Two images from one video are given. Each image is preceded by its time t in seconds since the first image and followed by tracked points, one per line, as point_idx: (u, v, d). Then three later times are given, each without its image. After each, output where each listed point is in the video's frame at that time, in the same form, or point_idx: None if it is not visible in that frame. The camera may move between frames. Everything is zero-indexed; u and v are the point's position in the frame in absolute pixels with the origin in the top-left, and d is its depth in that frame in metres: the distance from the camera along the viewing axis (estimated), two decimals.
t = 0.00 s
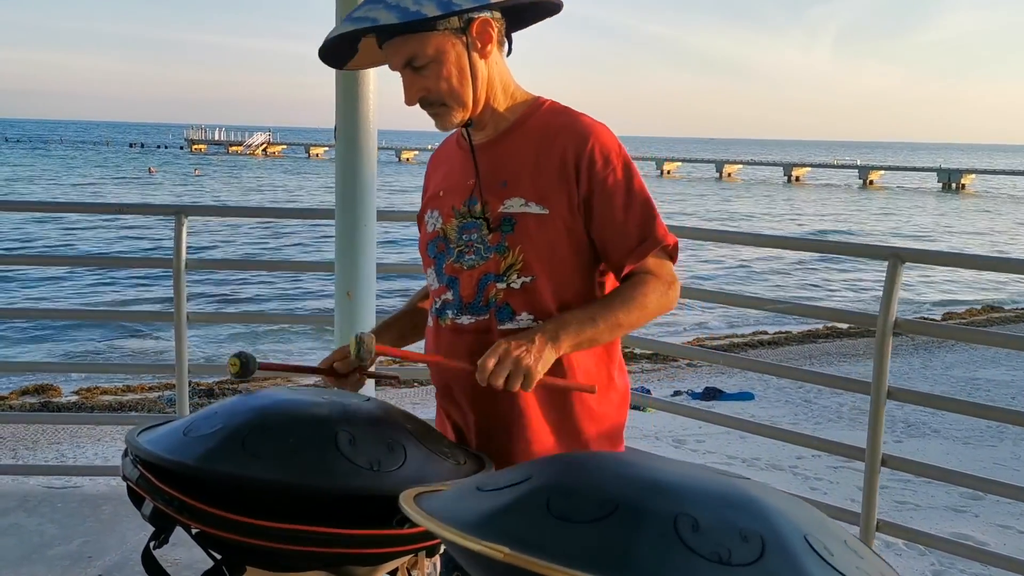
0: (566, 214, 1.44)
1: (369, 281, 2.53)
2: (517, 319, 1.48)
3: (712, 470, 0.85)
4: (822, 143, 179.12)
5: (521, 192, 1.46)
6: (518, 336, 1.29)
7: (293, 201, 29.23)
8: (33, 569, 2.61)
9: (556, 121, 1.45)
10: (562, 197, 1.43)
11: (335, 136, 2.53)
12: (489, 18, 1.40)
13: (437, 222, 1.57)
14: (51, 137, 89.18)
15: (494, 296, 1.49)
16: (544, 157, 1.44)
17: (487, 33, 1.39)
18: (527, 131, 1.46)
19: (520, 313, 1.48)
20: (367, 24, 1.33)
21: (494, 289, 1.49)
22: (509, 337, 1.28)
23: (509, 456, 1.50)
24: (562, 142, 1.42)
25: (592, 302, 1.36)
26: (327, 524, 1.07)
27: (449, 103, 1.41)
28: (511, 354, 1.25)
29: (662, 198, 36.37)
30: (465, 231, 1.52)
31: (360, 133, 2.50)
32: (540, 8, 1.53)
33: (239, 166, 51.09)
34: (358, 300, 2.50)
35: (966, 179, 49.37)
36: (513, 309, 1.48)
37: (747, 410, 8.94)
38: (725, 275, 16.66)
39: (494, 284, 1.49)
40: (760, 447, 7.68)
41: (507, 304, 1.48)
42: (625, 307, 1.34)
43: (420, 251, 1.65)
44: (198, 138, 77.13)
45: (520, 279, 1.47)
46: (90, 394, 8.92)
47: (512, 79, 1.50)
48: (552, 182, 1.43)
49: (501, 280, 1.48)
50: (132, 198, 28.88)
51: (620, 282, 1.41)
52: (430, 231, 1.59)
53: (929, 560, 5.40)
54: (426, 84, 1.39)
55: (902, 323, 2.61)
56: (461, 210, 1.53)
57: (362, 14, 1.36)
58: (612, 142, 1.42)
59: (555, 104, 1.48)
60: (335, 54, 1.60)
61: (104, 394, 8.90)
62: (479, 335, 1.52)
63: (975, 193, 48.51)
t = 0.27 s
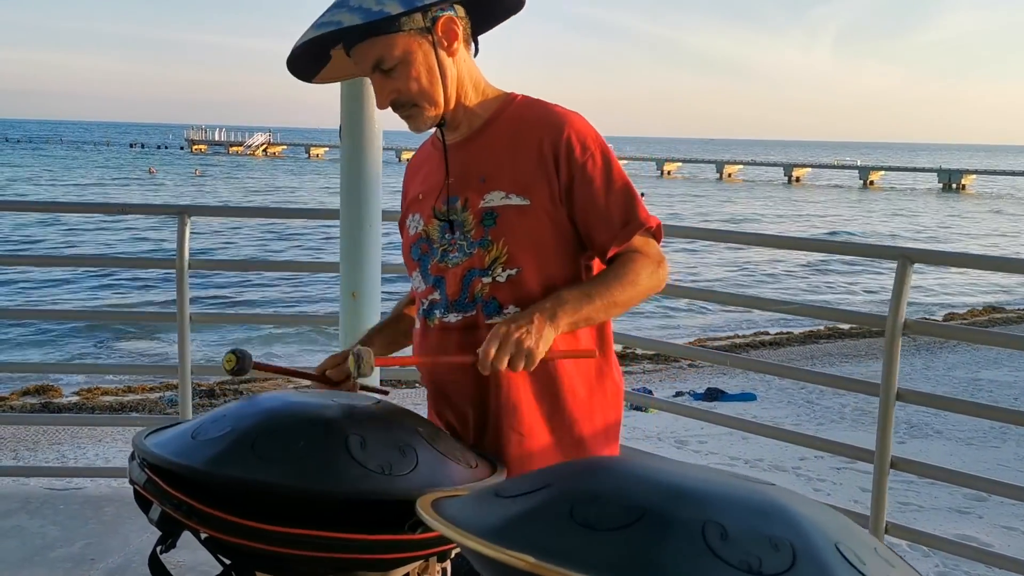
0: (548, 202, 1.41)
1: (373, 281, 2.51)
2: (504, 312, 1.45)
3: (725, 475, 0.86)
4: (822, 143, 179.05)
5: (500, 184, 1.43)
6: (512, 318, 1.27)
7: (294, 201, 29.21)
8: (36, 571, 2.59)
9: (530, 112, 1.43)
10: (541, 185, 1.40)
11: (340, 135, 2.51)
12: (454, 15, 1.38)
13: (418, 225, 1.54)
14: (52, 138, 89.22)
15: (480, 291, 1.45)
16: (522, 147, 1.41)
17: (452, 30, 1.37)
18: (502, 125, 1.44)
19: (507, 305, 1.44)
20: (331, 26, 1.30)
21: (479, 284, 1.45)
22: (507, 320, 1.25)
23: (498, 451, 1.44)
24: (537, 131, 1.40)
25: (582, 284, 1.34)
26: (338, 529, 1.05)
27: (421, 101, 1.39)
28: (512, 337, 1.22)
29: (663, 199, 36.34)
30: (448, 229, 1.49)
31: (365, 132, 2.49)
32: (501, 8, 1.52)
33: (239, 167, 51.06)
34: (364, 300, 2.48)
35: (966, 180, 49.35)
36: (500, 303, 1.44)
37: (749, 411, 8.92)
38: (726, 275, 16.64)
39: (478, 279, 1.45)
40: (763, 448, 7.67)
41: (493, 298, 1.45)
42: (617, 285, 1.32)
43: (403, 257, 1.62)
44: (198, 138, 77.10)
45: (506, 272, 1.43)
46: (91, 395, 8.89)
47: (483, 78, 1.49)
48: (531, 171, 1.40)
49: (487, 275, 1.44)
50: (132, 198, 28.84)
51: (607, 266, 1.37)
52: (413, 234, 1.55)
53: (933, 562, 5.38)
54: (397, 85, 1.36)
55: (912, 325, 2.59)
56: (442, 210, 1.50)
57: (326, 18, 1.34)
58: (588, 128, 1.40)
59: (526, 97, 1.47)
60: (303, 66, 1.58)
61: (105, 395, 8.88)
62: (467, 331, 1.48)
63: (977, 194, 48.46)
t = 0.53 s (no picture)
0: (540, 195, 1.40)
1: (379, 280, 2.51)
2: (501, 307, 1.43)
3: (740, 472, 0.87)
4: (823, 143, 179.04)
5: (491, 179, 1.41)
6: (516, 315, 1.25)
7: (295, 202, 29.20)
8: (40, 573, 2.58)
9: (517, 106, 1.42)
10: (533, 178, 1.39)
11: (346, 134, 2.50)
12: (434, 14, 1.35)
13: (410, 226, 1.51)
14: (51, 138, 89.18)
15: (476, 288, 1.43)
16: (510, 141, 1.40)
17: (433, 28, 1.34)
18: (490, 120, 1.42)
19: (504, 300, 1.42)
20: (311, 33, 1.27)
21: (475, 280, 1.43)
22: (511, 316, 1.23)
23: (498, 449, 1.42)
24: (526, 124, 1.39)
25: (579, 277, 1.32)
26: (353, 531, 1.03)
27: (407, 101, 1.37)
28: (518, 332, 1.20)
29: (664, 199, 36.32)
30: (440, 228, 1.46)
31: (370, 132, 2.47)
32: (479, 5, 1.50)
33: (240, 167, 51.06)
34: (369, 300, 2.48)
35: (967, 180, 49.33)
36: (496, 298, 1.42)
37: (752, 410, 8.91)
38: (727, 275, 16.63)
39: (474, 276, 1.43)
40: (766, 448, 7.65)
41: (490, 294, 1.43)
42: (615, 273, 1.31)
43: (394, 258, 1.59)
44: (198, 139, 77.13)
45: (501, 267, 1.41)
46: (93, 395, 8.88)
47: (466, 75, 1.47)
48: (522, 164, 1.39)
49: (482, 271, 1.42)
50: (133, 198, 28.84)
51: (602, 257, 1.36)
52: (405, 235, 1.52)
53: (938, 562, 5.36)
54: (382, 88, 1.33)
55: (921, 324, 2.57)
56: (433, 209, 1.48)
57: (306, 25, 1.30)
58: (574, 120, 1.39)
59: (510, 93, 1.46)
60: (287, 74, 1.56)
61: (107, 395, 8.87)
62: (464, 329, 1.45)
63: (977, 194, 48.47)
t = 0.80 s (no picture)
0: (540, 195, 1.38)
1: (382, 281, 2.49)
2: (502, 307, 1.42)
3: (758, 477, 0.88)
4: (823, 144, 179.07)
5: (490, 179, 1.39)
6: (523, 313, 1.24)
7: (295, 202, 29.20)
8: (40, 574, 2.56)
9: (514, 104, 1.40)
10: (533, 178, 1.37)
11: (349, 133, 2.48)
12: (426, 15, 1.33)
13: (410, 228, 1.49)
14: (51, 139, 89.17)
15: (477, 288, 1.41)
16: (508, 141, 1.38)
17: (426, 29, 1.32)
18: (487, 120, 1.41)
19: (506, 301, 1.41)
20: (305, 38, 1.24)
21: (476, 281, 1.42)
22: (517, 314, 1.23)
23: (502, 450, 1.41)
24: (524, 122, 1.37)
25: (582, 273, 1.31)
26: (361, 534, 1.02)
27: (402, 104, 1.35)
28: (524, 329, 1.20)
29: (664, 199, 36.30)
30: (439, 229, 1.45)
31: (373, 129, 2.45)
32: (470, 3, 1.49)
33: (240, 167, 51.08)
34: (372, 301, 2.47)
35: (967, 181, 49.36)
36: (498, 298, 1.41)
37: (753, 411, 8.90)
38: (728, 275, 16.62)
39: (475, 277, 1.42)
40: (767, 448, 7.64)
41: (492, 294, 1.41)
42: (617, 269, 1.29)
43: (393, 261, 1.57)
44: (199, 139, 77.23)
45: (503, 267, 1.40)
46: (93, 395, 8.87)
47: (461, 74, 1.45)
48: (522, 164, 1.37)
49: (483, 271, 1.41)
50: (134, 198, 28.82)
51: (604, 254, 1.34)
52: (405, 238, 1.51)
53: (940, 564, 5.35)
54: (378, 92, 1.31)
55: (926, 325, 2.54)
56: (432, 211, 1.46)
57: (298, 31, 1.27)
58: (572, 116, 1.37)
59: (507, 90, 1.43)
60: (282, 82, 1.55)
61: (107, 395, 8.86)
62: (467, 329, 1.44)
63: (978, 194, 48.46)
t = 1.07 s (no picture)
0: (547, 198, 1.37)
1: (384, 283, 2.47)
2: (508, 311, 1.40)
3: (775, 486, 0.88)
4: (822, 144, 179.10)
5: (497, 181, 1.37)
6: (530, 315, 1.22)
7: (295, 202, 29.17)
8: None
9: (521, 105, 1.38)
10: (540, 180, 1.35)
11: (351, 133, 2.46)
12: (432, 15, 1.31)
13: (414, 230, 1.47)
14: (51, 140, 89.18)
15: (483, 291, 1.39)
16: (515, 143, 1.36)
17: (432, 29, 1.30)
18: (493, 120, 1.38)
19: (512, 305, 1.39)
20: (311, 40, 1.21)
21: (483, 284, 1.39)
22: (525, 316, 1.21)
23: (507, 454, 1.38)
24: (531, 124, 1.36)
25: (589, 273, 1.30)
26: (368, 542, 1.00)
27: (408, 104, 1.32)
28: (531, 332, 1.19)
29: (664, 199, 36.25)
30: (445, 231, 1.42)
31: (375, 129, 2.43)
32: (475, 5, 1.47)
33: (241, 168, 51.05)
34: (374, 304, 2.45)
35: (968, 181, 49.32)
36: (504, 302, 1.39)
37: (755, 412, 8.88)
38: (729, 275, 16.59)
39: (481, 280, 1.39)
40: (769, 449, 7.62)
41: (498, 298, 1.39)
42: (624, 273, 1.28)
43: (397, 262, 1.55)
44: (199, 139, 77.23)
45: (509, 270, 1.38)
46: (93, 396, 8.85)
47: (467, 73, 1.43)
48: (529, 166, 1.35)
49: (490, 274, 1.39)
50: (134, 199, 28.81)
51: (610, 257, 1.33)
52: (409, 239, 1.48)
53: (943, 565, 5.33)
54: (383, 94, 1.28)
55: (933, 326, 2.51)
56: (437, 212, 1.43)
57: (303, 32, 1.25)
58: (580, 117, 1.36)
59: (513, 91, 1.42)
60: (284, 82, 1.52)
61: (107, 396, 8.84)
62: (472, 332, 1.42)
63: (978, 195, 48.43)
